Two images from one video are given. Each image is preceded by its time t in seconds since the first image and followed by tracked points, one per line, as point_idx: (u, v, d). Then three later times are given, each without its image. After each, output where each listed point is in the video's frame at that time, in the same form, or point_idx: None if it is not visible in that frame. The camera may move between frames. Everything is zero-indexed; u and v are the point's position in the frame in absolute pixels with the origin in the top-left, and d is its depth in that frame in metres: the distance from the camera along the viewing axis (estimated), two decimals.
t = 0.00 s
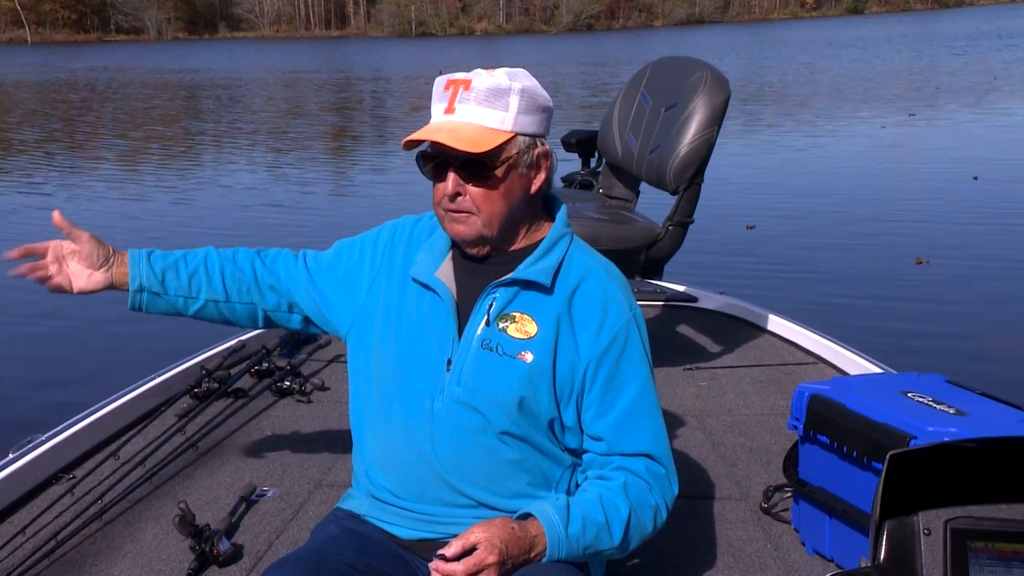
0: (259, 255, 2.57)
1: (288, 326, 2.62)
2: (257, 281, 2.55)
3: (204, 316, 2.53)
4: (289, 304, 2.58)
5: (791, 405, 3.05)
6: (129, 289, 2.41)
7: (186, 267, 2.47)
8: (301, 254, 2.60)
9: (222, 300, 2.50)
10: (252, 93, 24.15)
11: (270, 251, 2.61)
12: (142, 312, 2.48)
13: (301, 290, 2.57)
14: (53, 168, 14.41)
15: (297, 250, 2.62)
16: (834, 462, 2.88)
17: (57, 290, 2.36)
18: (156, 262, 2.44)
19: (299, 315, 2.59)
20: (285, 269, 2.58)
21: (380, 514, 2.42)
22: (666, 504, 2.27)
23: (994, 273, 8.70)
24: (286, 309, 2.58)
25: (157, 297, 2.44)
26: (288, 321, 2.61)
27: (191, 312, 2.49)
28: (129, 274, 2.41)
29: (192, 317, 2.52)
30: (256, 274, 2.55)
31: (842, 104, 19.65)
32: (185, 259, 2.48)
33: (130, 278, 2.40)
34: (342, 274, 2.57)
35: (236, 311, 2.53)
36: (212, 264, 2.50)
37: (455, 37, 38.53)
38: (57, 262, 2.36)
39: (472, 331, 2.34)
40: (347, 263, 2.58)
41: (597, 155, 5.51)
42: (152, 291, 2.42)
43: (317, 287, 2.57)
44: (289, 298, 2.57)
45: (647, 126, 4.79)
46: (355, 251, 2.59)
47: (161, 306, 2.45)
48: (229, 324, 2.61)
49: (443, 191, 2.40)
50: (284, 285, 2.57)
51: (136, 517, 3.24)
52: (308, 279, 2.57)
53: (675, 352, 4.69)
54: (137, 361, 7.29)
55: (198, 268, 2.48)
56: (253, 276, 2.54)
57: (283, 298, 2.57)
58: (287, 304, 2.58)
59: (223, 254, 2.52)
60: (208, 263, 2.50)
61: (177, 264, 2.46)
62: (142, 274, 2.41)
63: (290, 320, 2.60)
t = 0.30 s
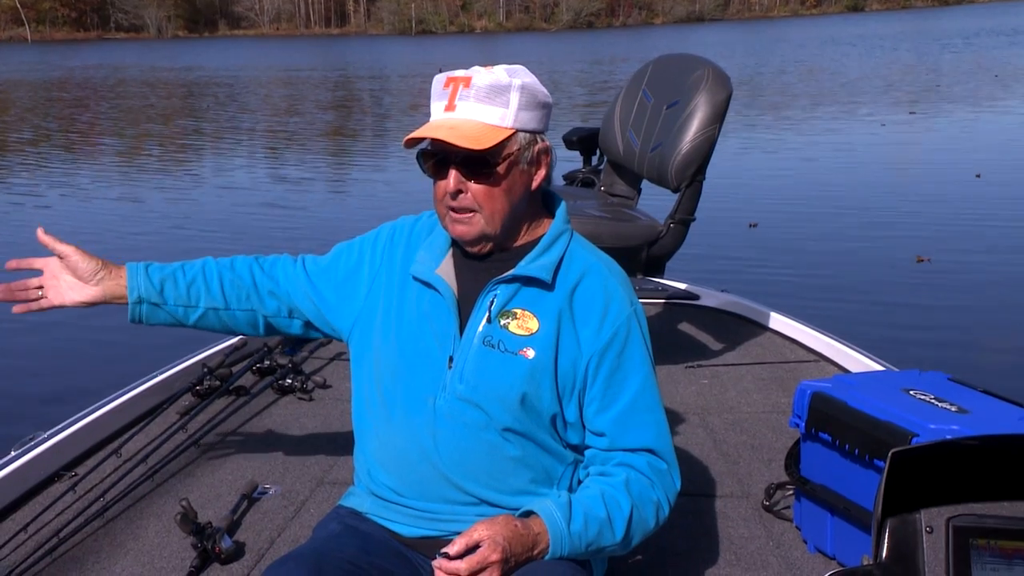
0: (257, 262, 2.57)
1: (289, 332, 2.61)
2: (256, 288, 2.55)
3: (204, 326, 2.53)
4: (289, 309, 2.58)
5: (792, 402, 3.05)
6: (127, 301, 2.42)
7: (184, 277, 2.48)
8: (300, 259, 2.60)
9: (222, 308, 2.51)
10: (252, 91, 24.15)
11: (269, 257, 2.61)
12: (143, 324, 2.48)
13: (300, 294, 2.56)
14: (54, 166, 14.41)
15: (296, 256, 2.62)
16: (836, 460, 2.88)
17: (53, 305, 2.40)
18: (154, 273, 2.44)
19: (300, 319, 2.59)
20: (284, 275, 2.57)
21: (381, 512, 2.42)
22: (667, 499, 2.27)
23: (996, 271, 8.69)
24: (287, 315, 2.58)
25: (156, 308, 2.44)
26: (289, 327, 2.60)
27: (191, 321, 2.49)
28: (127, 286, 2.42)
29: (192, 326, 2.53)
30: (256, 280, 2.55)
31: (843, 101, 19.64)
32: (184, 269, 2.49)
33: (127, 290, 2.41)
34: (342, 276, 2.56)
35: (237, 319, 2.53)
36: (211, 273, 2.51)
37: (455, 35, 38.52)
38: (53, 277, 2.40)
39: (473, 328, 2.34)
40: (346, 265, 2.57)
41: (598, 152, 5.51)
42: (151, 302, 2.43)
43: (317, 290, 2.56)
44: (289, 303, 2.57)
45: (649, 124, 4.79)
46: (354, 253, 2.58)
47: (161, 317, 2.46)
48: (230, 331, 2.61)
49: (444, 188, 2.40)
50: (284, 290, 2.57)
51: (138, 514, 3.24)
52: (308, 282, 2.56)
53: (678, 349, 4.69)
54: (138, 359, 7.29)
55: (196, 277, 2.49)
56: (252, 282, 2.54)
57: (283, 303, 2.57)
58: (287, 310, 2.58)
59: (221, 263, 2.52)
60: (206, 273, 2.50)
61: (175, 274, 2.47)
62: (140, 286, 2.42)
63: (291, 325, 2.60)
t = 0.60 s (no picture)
0: (260, 263, 2.57)
1: (292, 334, 2.62)
2: (258, 286, 2.55)
3: (208, 327, 2.53)
4: (291, 311, 2.58)
5: (793, 402, 3.04)
6: (131, 301, 2.41)
7: (187, 277, 2.48)
8: (301, 260, 2.60)
9: (225, 309, 2.51)
10: (250, 91, 24.12)
11: (271, 258, 2.61)
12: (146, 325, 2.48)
13: (302, 295, 2.56)
14: (53, 167, 14.40)
15: (297, 257, 2.62)
16: (836, 459, 2.88)
17: (55, 305, 2.41)
18: (157, 273, 2.44)
19: (302, 321, 2.59)
20: (285, 276, 2.58)
21: (381, 511, 2.42)
22: (667, 498, 2.27)
23: (996, 270, 8.68)
24: (289, 316, 2.58)
25: (159, 309, 2.44)
26: (291, 329, 2.60)
27: (194, 322, 2.49)
28: (130, 287, 2.41)
29: (195, 327, 2.52)
30: (258, 282, 2.55)
31: (843, 100, 19.61)
32: (187, 270, 2.49)
33: (131, 290, 2.41)
34: (343, 277, 2.56)
35: (239, 320, 2.53)
36: (213, 274, 2.50)
37: (454, 34, 38.44)
38: (56, 277, 2.40)
39: (472, 327, 2.34)
40: (347, 265, 2.57)
41: (598, 151, 5.51)
42: (154, 302, 2.43)
43: (318, 292, 2.56)
44: (291, 305, 2.57)
45: (650, 123, 4.79)
46: (355, 252, 2.59)
47: (164, 317, 2.46)
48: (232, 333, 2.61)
49: (441, 186, 2.40)
50: (286, 291, 2.57)
51: (138, 514, 3.24)
52: (308, 283, 2.56)
53: (677, 348, 4.69)
54: (137, 359, 7.28)
55: (199, 278, 2.49)
56: (255, 283, 2.55)
57: (285, 305, 2.57)
58: (290, 312, 2.58)
59: (223, 264, 2.53)
60: (209, 273, 2.50)
61: (179, 275, 2.47)
62: (144, 286, 2.41)
63: (293, 327, 2.60)
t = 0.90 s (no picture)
0: (272, 258, 2.58)
1: (302, 330, 2.61)
2: (271, 282, 2.55)
3: (220, 321, 2.53)
4: (301, 307, 2.58)
5: (793, 403, 3.04)
6: (148, 293, 2.40)
7: (205, 271, 2.48)
8: (311, 257, 2.61)
9: (239, 304, 2.51)
10: (251, 91, 24.15)
11: (285, 254, 2.61)
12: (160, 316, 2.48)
13: (312, 293, 2.56)
14: (54, 166, 14.41)
15: (308, 254, 2.62)
16: (836, 461, 2.88)
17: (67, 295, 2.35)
18: (174, 266, 2.43)
19: (312, 318, 2.59)
20: (297, 273, 2.58)
21: (383, 511, 2.42)
22: (669, 498, 2.27)
23: (997, 272, 8.69)
24: (300, 313, 2.58)
25: (175, 301, 2.44)
26: (301, 325, 2.60)
27: (208, 316, 2.49)
28: (149, 279, 2.40)
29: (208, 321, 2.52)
30: (271, 278, 2.56)
31: (843, 102, 19.64)
32: (204, 263, 2.48)
33: (148, 283, 2.40)
34: (351, 274, 2.56)
35: (252, 316, 2.54)
36: (229, 267, 2.51)
37: (454, 34, 38.49)
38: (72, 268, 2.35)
39: (471, 326, 2.34)
40: (355, 262, 2.57)
41: (599, 153, 5.51)
42: (171, 296, 2.42)
43: (327, 289, 2.56)
44: (301, 302, 2.57)
45: (651, 124, 4.79)
46: (365, 249, 2.59)
47: (179, 310, 2.45)
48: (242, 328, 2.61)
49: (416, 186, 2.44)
50: (297, 289, 2.57)
51: (138, 514, 3.24)
52: (318, 281, 2.57)
53: (678, 349, 4.69)
54: (137, 359, 7.28)
55: (216, 272, 2.49)
56: (268, 279, 2.55)
57: (296, 301, 2.57)
58: (300, 308, 2.58)
59: (239, 257, 2.53)
60: (225, 266, 2.50)
61: (196, 268, 2.46)
62: (161, 279, 2.41)
63: (304, 324, 2.60)
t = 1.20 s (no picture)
0: (278, 237, 2.59)
1: (298, 312, 2.62)
2: (274, 259, 2.56)
3: (218, 290, 2.53)
4: (300, 290, 2.59)
5: (792, 405, 3.05)
6: (150, 253, 2.41)
7: (208, 240, 2.49)
8: (316, 243, 2.62)
9: (238, 276, 2.51)
10: (249, 92, 24.16)
11: (289, 235, 2.63)
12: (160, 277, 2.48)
13: (312, 277, 2.57)
14: (52, 168, 14.40)
15: (313, 238, 2.64)
16: (835, 463, 2.88)
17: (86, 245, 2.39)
18: (180, 230, 2.45)
19: (309, 302, 2.60)
20: (299, 256, 2.59)
21: (381, 512, 2.42)
22: (669, 498, 2.27)
23: (996, 274, 8.70)
24: (298, 295, 2.59)
25: (176, 265, 2.45)
26: (298, 307, 2.61)
27: (206, 283, 2.49)
28: (152, 240, 2.42)
29: (207, 289, 2.53)
30: (274, 257, 2.57)
31: (841, 104, 19.64)
32: (209, 231, 2.50)
33: (152, 243, 2.41)
34: (353, 266, 2.57)
35: (250, 290, 2.54)
36: (234, 239, 2.52)
37: (452, 36, 38.51)
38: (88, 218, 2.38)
39: (467, 327, 2.34)
40: (357, 254, 2.58)
41: (598, 154, 5.51)
42: (173, 258, 2.43)
43: (327, 277, 2.57)
44: (301, 284, 2.58)
45: (650, 126, 4.80)
46: (369, 241, 2.61)
47: (180, 274, 2.46)
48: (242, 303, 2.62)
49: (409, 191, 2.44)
50: (298, 270, 2.58)
51: (137, 516, 3.23)
52: (319, 266, 2.58)
53: (677, 352, 4.69)
54: (137, 361, 7.28)
55: (219, 241, 2.50)
56: (270, 258, 2.56)
57: (296, 283, 2.58)
58: (299, 291, 2.59)
59: (244, 231, 2.54)
60: (230, 236, 2.52)
61: (200, 235, 2.48)
62: (164, 241, 2.42)
63: (301, 306, 2.60)
